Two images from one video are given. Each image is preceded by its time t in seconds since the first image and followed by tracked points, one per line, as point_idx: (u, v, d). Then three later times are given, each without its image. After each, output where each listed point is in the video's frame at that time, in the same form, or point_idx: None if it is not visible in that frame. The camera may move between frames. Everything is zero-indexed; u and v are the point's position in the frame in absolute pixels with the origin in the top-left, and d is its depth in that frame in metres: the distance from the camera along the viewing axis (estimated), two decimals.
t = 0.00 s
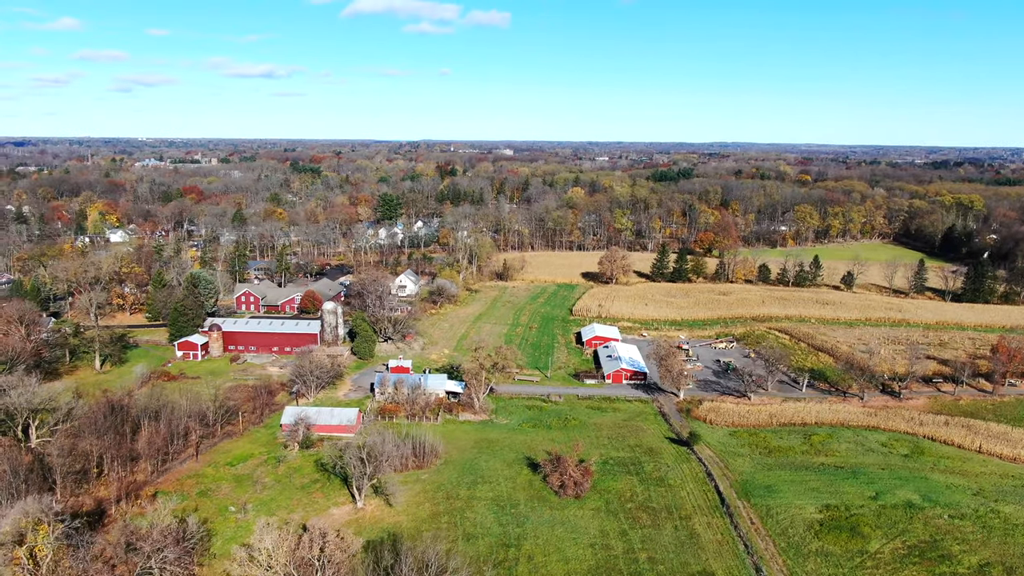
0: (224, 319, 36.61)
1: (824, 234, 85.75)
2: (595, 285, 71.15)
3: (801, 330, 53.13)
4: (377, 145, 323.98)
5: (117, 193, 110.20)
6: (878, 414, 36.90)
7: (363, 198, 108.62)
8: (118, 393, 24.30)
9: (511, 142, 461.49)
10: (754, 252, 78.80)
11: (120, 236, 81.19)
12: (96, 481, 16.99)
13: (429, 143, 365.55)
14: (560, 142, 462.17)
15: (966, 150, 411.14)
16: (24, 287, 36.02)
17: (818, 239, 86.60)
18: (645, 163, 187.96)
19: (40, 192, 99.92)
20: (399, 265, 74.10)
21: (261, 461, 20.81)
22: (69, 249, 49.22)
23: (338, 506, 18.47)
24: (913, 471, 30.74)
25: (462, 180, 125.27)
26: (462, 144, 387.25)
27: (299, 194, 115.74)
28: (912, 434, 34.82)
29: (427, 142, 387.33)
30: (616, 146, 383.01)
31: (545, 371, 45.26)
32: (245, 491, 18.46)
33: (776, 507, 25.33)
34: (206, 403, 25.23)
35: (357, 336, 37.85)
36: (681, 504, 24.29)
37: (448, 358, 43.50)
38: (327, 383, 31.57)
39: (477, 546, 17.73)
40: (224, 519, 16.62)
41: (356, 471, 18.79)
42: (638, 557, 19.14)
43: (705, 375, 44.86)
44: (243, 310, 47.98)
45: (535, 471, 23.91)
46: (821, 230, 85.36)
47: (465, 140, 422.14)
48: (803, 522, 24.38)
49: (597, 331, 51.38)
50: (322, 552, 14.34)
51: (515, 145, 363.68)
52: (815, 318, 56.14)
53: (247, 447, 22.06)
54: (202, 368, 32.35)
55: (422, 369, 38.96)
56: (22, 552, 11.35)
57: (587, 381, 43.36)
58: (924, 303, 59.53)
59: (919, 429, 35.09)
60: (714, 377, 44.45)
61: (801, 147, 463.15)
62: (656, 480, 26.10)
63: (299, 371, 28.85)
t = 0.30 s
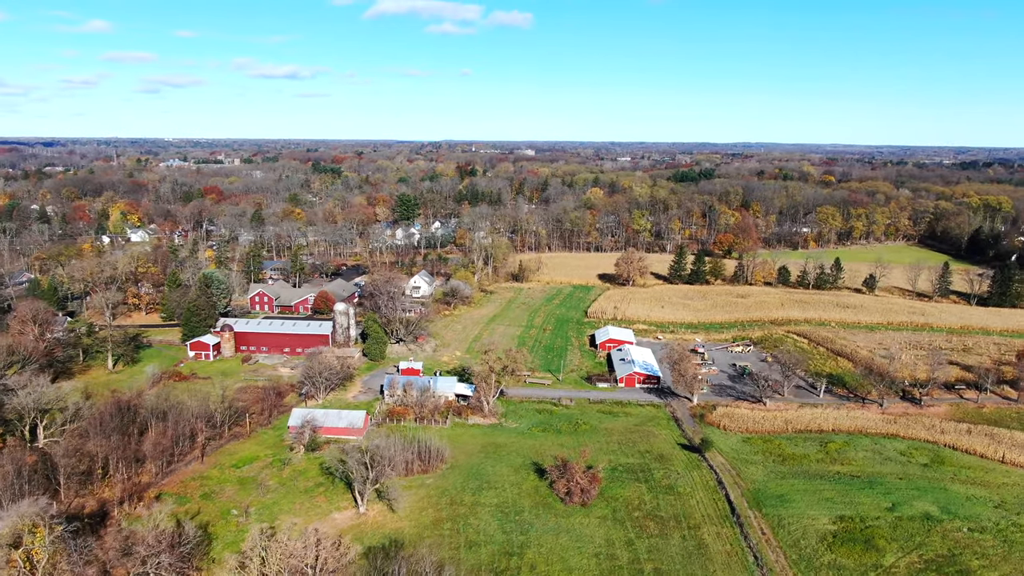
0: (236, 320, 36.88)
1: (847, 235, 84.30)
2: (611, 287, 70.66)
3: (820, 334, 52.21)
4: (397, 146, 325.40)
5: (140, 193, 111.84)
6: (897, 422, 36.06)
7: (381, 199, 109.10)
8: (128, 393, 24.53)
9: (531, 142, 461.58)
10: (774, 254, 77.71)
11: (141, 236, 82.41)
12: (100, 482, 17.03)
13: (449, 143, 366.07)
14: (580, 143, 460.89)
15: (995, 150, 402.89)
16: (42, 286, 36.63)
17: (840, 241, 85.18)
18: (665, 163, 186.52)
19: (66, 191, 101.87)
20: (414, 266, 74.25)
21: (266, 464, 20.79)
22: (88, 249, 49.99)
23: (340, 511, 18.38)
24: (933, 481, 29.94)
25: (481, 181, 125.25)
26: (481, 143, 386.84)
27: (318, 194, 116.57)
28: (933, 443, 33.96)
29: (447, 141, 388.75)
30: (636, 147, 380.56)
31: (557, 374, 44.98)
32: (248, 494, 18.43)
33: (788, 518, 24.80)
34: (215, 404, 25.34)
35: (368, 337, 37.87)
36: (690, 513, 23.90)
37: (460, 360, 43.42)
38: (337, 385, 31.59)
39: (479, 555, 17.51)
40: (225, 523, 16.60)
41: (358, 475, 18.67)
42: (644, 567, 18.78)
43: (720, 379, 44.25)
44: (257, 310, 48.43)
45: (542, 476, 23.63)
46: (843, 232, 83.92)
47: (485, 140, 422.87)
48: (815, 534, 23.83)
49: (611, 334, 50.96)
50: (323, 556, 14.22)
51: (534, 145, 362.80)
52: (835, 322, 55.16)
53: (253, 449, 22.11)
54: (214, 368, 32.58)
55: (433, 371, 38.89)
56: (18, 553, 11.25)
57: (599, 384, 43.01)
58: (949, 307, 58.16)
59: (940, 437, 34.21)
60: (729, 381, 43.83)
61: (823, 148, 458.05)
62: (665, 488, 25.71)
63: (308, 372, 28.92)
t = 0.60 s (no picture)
0: (250, 320, 37.18)
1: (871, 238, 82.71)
2: (627, 289, 70.13)
3: (840, 338, 51.24)
4: (419, 147, 327.00)
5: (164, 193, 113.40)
6: (918, 430, 35.22)
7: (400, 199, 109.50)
8: (138, 394, 24.76)
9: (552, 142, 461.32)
10: (794, 256, 76.54)
11: (162, 236, 83.53)
12: (105, 483, 17.18)
13: (469, 144, 366.35)
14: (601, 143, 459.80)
15: None
16: (60, 286, 37.21)
17: (863, 244, 83.62)
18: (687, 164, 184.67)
19: (91, 191, 103.71)
20: (430, 267, 74.33)
21: (271, 467, 20.75)
22: (109, 249, 50.75)
23: (344, 515, 18.32)
24: (953, 493, 29.12)
25: (501, 181, 124.99)
26: (501, 144, 387.06)
27: (338, 195, 117.32)
28: (955, 452, 33.08)
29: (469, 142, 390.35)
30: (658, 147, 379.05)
31: (570, 377, 44.69)
32: (252, 496, 18.43)
33: (802, 529, 24.25)
34: (225, 405, 25.48)
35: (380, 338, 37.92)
36: (700, 522, 23.50)
37: (472, 362, 43.31)
38: (347, 387, 31.65)
39: (481, 564, 17.33)
40: (228, 526, 16.62)
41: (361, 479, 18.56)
42: None
43: (737, 383, 43.62)
44: (270, 310, 48.97)
45: (549, 482, 23.38)
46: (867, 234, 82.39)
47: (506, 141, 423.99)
48: (829, 547, 23.28)
49: (626, 337, 50.52)
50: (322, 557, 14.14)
51: (556, 146, 362.98)
52: (856, 327, 54.11)
53: (260, 452, 22.12)
54: (226, 368, 32.86)
55: (445, 373, 38.79)
56: (15, 555, 11.37)
57: (612, 387, 42.66)
58: (975, 311, 56.73)
59: (963, 447, 33.32)
60: (745, 386, 43.17)
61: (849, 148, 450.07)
62: (674, 496, 25.32)
63: (317, 374, 29.02)
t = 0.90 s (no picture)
0: (262, 320, 37.36)
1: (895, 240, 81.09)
2: (643, 291, 69.48)
3: (860, 342, 50.22)
4: (439, 147, 328.25)
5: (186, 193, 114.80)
6: (940, 438, 34.31)
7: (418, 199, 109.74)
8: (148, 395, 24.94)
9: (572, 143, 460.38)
10: (815, 258, 75.30)
11: (182, 235, 84.52)
12: (110, 484, 17.33)
13: (488, 144, 366.49)
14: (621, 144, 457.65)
15: None
16: (77, 286, 37.73)
17: (887, 246, 82.04)
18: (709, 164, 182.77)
19: (114, 191, 105.29)
20: (446, 268, 74.32)
21: (277, 469, 20.74)
22: (128, 248, 51.38)
23: (346, 520, 18.25)
24: (974, 505, 28.30)
25: (520, 182, 124.72)
26: (522, 144, 387.03)
27: (357, 195, 117.89)
28: (977, 462, 32.19)
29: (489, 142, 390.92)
30: (680, 148, 375.68)
31: (583, 380, 44.32)
32: (256, 499, 18.43)
33: (814, 541, 23.71)
34: (234, 406, 25.56)
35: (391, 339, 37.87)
36: (709, 532, 23.08)
37: (485, 365, 43.14)
38: (356, 389, 31.65)
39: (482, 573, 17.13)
40: (229, 529, 16.64)
41: (364, 484, 18.46)
42: None
43: (753, 388, 42.92)
44: (285, 310, 49.30)
45: (556, 488, 23.06)
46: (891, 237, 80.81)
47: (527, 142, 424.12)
48: (842, 560, 22.73)
49: (641, 340, 50.02)
50: (323, 559, 14.07)
51: (576, 146, 361.98)
52: (877, 331, 53.02)
53: (266, 454, 22.13)
54: (237, 369, 33.06)
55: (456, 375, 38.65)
56: (11, 558, 11.43)
57: (625, 391, 42.22)
58: (1002, 317, 55.28)
59: (986, 456, 32.41)
60: (761, 391, 42.46)
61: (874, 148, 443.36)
62: (684, 504, 24.90)
63: (326, 375, 29.07)
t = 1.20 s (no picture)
0: (273, 321, 37.52)
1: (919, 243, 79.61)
2: (659, 293, 68.86)
3: (880, 347, 49.23)
4: (459, 148, 329.85)
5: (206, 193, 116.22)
6: (960, 447, 33.47)
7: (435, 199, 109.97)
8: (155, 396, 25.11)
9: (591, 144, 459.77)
10: (835, 261, 74.10)
11: (201, 235, 85.49)
12: (113, 486, 17.54)
13: (509, 144, 367.34)
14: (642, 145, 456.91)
15: None
16: (92, 286, 38.25)
17: (910, 248, 80.54)
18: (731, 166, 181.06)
19: (136, 191, 106.76)
20: (460, 269, 74.28)
21: (280, 472, 20.68)
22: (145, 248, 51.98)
23: (347, 525, 18.19)
24: (993, 518, 27.51)
25: (537, 182, 124.53)
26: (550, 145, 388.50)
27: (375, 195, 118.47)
28: (998, 473, 31.34)
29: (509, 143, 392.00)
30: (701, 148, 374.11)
31: (595, 384, 43.93)
32: (257, 503, 18.39)
33: (826, 554, 23.17)
34: (241, 407, 25.63)
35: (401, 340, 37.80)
36: (716, 542, 22.67)
37: (495, 368, 42.96)
38: (364, 391, 31.59)
39: None
40: (229, 533, 16.69)
41: (364, 489, 18.37)
42: None
43: (768, 393, 42.24)
44: (297, 311, 49.56)
45: (561, 495, 22.74)
46: (915, 239, 79.34)
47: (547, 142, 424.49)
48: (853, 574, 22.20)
49: (654, 343, 49.51)
50: (320, 565, 13.96)
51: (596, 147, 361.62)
52: (897, 336, 51.98)
53: (270, 457, 22.11)
54: (247, 370, 33.22)
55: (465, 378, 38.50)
56: (4, 560, 11.42)
57: (637, 395, 41.77)
58: None
59: (1007, 467, 31.56)
60: (777, 396, 41.76)
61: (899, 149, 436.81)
62: (691, 514, 24.49)
63: (334, 377, 29.08)
